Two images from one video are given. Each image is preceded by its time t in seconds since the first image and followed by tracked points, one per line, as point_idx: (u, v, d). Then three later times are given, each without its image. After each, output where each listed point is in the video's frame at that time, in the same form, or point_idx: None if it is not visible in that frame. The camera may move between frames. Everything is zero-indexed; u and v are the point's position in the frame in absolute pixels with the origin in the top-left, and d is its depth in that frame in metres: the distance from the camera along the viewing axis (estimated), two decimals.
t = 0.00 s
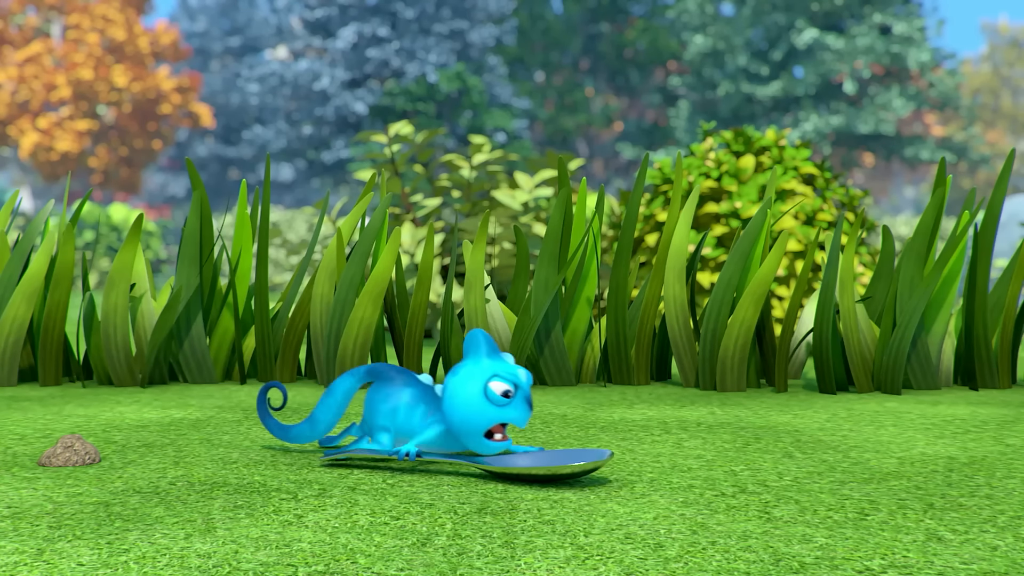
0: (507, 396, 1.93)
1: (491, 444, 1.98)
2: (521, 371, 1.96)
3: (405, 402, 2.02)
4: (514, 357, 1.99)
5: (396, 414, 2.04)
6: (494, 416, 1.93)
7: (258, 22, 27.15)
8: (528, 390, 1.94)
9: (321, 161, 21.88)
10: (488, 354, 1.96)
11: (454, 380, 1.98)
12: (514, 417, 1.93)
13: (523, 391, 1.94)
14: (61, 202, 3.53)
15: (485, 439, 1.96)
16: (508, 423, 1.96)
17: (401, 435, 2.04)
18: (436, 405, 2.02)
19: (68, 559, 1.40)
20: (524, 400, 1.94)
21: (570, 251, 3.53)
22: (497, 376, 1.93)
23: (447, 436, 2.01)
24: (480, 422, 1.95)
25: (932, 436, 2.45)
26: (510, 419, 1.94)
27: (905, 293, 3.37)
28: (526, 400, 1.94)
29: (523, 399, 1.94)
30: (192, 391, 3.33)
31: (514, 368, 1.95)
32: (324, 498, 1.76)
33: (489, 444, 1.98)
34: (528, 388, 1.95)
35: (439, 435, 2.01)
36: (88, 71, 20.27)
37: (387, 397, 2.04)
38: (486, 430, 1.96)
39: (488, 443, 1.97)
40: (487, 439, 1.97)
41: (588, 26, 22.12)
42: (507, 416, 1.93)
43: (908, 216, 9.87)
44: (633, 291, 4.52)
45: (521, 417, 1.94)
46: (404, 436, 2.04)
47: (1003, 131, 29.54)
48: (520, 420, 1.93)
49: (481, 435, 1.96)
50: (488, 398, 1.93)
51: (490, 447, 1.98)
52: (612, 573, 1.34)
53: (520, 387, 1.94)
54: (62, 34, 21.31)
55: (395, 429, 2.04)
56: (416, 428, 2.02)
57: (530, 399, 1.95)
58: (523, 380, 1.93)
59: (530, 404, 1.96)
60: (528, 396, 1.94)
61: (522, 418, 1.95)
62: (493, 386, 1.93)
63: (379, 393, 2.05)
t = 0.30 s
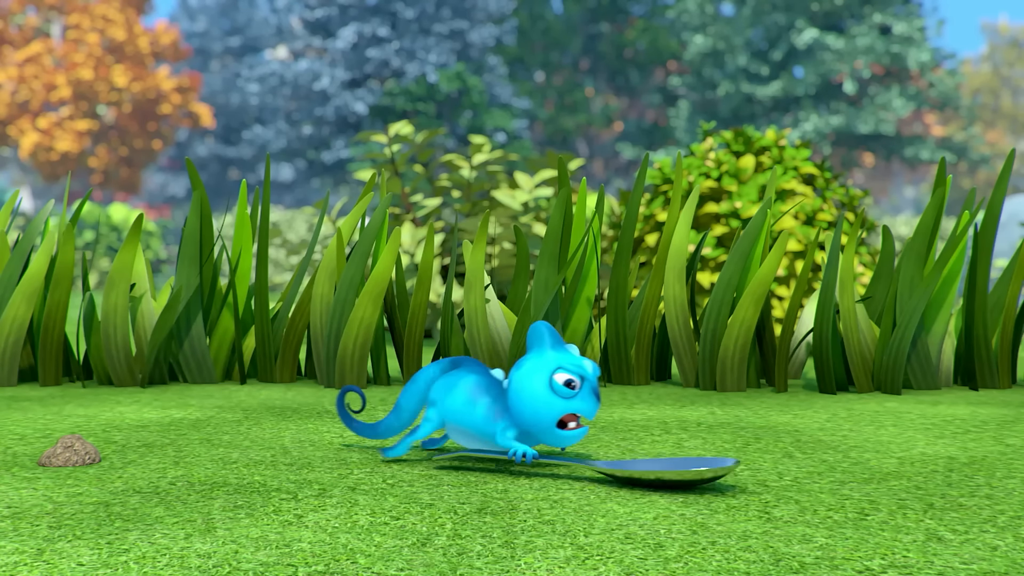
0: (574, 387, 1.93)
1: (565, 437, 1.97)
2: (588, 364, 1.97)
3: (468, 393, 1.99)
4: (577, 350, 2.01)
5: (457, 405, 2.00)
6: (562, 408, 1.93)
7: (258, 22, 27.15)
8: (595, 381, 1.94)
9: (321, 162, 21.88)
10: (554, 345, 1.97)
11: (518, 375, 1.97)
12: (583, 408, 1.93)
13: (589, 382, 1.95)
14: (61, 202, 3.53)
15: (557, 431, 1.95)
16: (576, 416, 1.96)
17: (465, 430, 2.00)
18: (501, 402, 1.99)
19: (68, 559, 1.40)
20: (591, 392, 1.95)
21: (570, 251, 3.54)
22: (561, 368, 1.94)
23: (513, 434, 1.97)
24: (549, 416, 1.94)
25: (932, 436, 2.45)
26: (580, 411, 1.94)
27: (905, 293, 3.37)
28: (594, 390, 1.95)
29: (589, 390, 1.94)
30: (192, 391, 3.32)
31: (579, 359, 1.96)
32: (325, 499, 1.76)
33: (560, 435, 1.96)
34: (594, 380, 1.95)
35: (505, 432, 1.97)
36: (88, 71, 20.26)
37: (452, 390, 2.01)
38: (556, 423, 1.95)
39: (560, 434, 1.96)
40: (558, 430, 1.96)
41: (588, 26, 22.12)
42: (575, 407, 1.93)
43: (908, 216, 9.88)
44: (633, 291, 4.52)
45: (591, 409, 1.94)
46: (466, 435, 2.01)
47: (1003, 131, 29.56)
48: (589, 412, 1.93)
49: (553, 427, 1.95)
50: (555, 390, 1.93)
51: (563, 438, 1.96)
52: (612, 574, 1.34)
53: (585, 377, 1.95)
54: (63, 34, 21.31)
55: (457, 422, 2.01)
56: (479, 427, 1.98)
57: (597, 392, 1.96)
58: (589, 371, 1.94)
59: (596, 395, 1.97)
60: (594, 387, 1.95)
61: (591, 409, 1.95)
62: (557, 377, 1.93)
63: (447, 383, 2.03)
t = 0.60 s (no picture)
0: (616, 392, 1.91)
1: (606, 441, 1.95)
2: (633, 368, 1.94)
3: (511, 394, 2.02)
4: (624, 354, 1.97)
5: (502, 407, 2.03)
6: (601, 414, 1.90)
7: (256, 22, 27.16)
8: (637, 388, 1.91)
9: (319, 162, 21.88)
10: (598, 347, 1.95)
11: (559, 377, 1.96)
12: (625, 413, 1.91)
13: (633, 388, 1.92)
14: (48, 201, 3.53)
15: (595, 435, 1.93)
16: (618, 420, 1.93)
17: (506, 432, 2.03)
18: (544, 400, 2.03)
19: (30, 559, 1.40)
20: (634, 398, 1.92)
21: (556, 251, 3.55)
22: (604, 373, 1.91)
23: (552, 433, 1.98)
24: (588, 419, 1.92)
25: (911, 436, 2.45)
26: (622, 416, 1.91)
27: (889, 293, 3.38)
28: (637, 397, 1.92)
29: (632, 396, 1.92)
30: (176, 391, 3.33)
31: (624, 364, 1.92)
32: (295, 498, 1.76)
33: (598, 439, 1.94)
34: (637, 385, 1.92)
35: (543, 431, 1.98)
36: (86, 71, 20.25)
37: (496, 391, 2.04)
38: (595, 427, 1.92)
39: (599, 438, 1.94)
40: (598, 434, 1.93)
41: (586, 26, 22.14)
42: (616, 412, 1.90)
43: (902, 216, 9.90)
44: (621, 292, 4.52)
45: (633, 415, 1.92)
46: (506, 434, 2.04)
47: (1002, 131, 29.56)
48: (631, 417, 1.91)
49: (592, 431, 1.93)
50: (597, 394, 1.91)
51: (603, 442, 1.94)
52: (573, 573, 1.34)
53: (630, 383, 1.92)
54: (60, 34, 21.30)
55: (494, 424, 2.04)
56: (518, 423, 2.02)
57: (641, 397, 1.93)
58: (633, 377, 1.91)
59: (641, 401, 1.94)
60: (637, 394, 1.92)
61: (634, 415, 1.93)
62: (600, 382, 1.91)
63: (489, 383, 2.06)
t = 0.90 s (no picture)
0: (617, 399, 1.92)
1: (614, 448, 1.96)
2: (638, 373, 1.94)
3: (517, 401, 2.05)
4: (626, 359, 1.97)
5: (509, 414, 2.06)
6: (601, 420, 1.93)
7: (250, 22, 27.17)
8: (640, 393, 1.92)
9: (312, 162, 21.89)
10: (599, 356, 1.95)
11: (561, 382, 1.98)
12: (626, 419, 1.93)
13: (635, 394, 1.94)
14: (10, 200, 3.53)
15: (598, 441, 1.94)
16: (622, 427, 1.95)
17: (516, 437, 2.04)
18: (549, 405, 2.04)
19: None
20: (636, 404, 1.95)
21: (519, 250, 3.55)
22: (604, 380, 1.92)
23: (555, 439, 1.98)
24: (590, 424, 1.94)
25: (852, 435, 2.46)
26: (624, 422, 1.93)
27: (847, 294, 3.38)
28: (638, 400, 1.94)
29: (634, 401, 1.94)
30: (132, 390, 3.33)
31: (626, 370, 1.93)
32: (212, 498, 1.76)
33: (602, 445, 1.95)
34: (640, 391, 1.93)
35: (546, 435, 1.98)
36: (79, 71, 20.26)
37: (501, 397, 2.08)
38: (597, 432, 1.94)
39: (602, 444, 1.95)
40: (600, 440, 1.94)
41: (580, 26, 22.17)
42: (616, 417, 1.93)
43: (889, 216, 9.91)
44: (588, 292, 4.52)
45: (634, 421, 1.94)
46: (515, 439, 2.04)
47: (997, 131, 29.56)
48: (633, 424, 1.93)
49: (594, 436, 1.94)
50: (596, 401, 1.93)
51: (608, 448, 1.95)
52: (464, 573, 1.34)
53: (631, 390, 1.93)
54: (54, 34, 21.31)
55: (506, 427, 2.06)
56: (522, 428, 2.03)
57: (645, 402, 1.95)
58: (635, 383, 1.91)
59: (643, 405, 1.96)
60: (638, 399, 1.94)
61: (637, 420, 1.95)
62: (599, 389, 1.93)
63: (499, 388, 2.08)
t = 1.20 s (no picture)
0: (580, 398, 1.86)
1: (585, 448, 1.89)
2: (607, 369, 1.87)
3: (488, 398, 1.98)
4: (589, 356, 1.91)
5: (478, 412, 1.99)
6: (565, 420, 1.86)
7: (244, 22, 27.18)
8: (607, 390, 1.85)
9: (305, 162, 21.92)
10: (564, 352, 1.89)
11: (526, 384, 1.91)
12: (593, 418, 1.87)
13: (601, 392, 1.87)
14: None
15: (565, 442, 1.87)
16: (590, 426, 1.88)
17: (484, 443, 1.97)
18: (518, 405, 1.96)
19: None
20: (603, 401, 1.88)
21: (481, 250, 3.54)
22: (567, 377, 1.86)
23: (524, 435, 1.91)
24: (553, 427, 1.87)
25: (793, 436, 2.46)
26: (591, 421, 1.87)
27: (807, 293, 3.38)
28: (604, 398, 1.87)
29: (599, 400, 1.88)
30: (91, 391, 3.32)
31: (590, 368, 1.86)
32: (133, 498, 1.76)
33: (570, 446, 1.88)
34: (606, 387, 1.86)
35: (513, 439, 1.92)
36: (72, 71, 20.25)
37: (473, 397, 2.00)
38: (563, 434, 1.87)
39: (570, 446, 1.88)
40: (567, 442, 1.88)
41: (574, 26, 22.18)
42: (581, 417, 1.86)
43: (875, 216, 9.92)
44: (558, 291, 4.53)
45: (601, 420, 1.87)
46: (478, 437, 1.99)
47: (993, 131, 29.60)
48: (602, 422, 1.87)
49: (561, 439, 1.87)
50: (560, 401, 1.86)
51: (575, 449, 1.88)
52: (359, 574, 1.34)
53: (596, 387, 1.86)
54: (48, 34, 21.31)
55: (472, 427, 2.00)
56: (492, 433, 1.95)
57: (613, 399, 1.88)
58: (599, 380, 1.84)
59: (611, 404, 1.89)
60: (605, 396, 1.87)
61: (606, 419, 1.88)
62: (562, 388, 1.87)
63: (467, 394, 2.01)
